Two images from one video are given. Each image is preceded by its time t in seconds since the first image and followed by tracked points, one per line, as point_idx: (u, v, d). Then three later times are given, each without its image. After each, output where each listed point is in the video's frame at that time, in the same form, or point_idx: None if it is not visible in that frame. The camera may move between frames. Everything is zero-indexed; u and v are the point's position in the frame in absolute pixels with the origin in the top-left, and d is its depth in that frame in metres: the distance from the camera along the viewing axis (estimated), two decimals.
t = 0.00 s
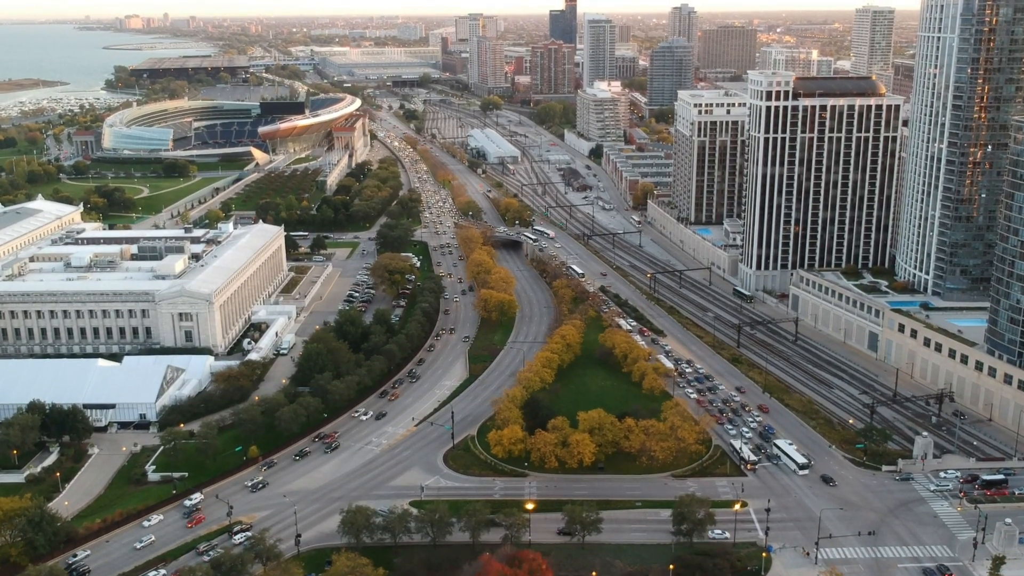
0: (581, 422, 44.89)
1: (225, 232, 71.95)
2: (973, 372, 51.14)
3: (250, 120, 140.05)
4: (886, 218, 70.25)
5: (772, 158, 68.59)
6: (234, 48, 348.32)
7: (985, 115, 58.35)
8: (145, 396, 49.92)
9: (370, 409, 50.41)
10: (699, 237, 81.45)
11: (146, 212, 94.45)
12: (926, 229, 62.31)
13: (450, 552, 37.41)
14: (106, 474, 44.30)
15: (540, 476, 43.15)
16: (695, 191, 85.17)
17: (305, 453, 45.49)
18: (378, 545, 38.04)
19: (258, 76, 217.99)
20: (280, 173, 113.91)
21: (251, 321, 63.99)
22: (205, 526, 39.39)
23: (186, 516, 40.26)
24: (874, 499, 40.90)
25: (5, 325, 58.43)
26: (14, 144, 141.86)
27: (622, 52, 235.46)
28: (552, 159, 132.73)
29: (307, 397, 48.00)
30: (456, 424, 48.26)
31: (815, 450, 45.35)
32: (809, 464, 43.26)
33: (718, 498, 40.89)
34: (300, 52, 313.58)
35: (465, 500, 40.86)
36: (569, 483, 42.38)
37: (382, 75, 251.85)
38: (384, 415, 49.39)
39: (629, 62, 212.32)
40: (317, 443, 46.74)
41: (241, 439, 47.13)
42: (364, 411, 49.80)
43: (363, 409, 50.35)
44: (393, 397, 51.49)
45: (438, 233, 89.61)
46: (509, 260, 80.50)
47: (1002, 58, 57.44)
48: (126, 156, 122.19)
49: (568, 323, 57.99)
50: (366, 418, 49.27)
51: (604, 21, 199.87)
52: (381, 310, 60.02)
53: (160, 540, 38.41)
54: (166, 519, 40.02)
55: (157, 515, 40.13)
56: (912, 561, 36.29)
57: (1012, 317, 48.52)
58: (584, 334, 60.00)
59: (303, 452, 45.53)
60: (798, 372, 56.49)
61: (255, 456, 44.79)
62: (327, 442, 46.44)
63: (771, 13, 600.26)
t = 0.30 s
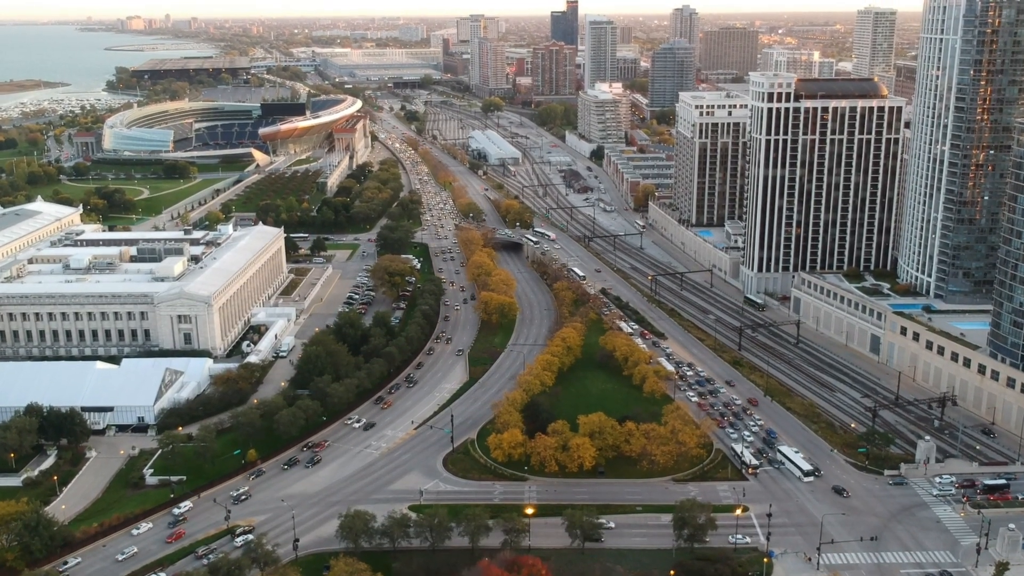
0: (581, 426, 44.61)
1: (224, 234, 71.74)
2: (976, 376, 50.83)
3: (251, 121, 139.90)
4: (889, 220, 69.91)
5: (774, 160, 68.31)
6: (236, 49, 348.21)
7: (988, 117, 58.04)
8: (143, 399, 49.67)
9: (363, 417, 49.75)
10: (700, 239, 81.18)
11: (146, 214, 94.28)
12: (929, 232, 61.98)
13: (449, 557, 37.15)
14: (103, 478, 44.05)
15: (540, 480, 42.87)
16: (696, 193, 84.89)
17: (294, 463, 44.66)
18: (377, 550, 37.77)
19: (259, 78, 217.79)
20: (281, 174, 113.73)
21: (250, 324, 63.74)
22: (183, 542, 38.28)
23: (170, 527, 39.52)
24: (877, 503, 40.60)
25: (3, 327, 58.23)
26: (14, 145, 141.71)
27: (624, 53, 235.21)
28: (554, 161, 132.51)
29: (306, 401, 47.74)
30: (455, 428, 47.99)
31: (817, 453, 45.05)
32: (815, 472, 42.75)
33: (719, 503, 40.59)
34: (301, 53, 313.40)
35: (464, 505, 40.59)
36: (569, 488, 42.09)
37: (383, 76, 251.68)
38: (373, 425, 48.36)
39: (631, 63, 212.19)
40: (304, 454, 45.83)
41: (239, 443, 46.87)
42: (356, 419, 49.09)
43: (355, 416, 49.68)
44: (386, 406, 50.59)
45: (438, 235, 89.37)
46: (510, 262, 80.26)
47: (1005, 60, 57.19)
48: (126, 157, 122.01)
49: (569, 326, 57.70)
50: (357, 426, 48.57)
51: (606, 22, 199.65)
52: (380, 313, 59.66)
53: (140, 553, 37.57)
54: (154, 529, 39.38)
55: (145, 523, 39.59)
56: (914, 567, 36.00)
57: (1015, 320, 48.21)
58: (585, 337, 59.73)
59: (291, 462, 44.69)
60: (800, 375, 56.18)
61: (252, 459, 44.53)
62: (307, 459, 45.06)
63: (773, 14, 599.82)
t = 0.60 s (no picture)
0: (581, 432, 44.31)
1: (224, 239, 71.54)
2: (979, 382, 50.51)
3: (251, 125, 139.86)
4: (890, 225, 69.62)
5: (775, 165, 68.05)
6: (237, 52, 348.99)
7: (990, 122, 57.78)
8: (141, 405, 49.41)
9: (355, 427, 48.97)
10: (701, 244, 80.94)
11: (146, 218, 94.14)
12: (931, 237, 61.69)
13: (448, 565, 36.82)
14: (100, 485, 43.74)
15: (540, 487, 42.56)
16: (697, 197, 84.65)
17: (283, 476, 43.81)
18: (375, 558, 37.47)
19: (260, 82, 217.84)
20: (281, 179, 113.61)
21: (249, 328, 63.50)
22: (159, 561, 37.14)
23: (154, 541, 38.73)
24: (879, 511, 40.28)
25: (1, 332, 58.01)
26: (15, 149, 141.65)
27: (625, 58, 235.20)
28: (554, 165, 132.40)
29: (305, 407, 47.46)
30: (455, 434, 47.68)
31: (818, 461, 44.73)
32: (820, 482, 42.15)
33: (720, 511, 40.27)
34: (302, 58, 313.82)
35: (463, 512, 40.29)
36: (569, 495, 41.77)
37: (384, 81, 251.84)
38: (358, 440, 47.23)
39: (631, 67, 212.33)
40: (292, 468, 44.88)
41: (237, 449, 46.56)
42: (348, 430, 48.25)
43: (347, 426, 48.94)
44: (377, 417, 49.67)
45: (439, 239, 89.14)
46: (510, 267, 80.04)
47: (1007, 65, 56.96)
48: (126, 161, 121.90)
49: (569, 331, 57.41)
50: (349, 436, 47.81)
51: (607, 27, 199.63)
52: (379, 318, 59.34)
53: (119, 569, 36.72)
54: (141, 540, 38.85)
55: (133, 534, 38.98)
56: None
57: (1018, 326, 47.90)
58: (585, 342, 59.45)
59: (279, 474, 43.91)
60: (801, 381, 55.89)
61: (251, 465, 44.31)
62: (289, 476, 43.80)
63: (774, 19, 600.08)
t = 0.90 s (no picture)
0: (581, 439, 44.04)
1: (223, 243, 71.32)
2: (981, 389, 50.22)
3: (251, 130, 139.82)
4: (892, 230, 69.36)
5: (776, 169, 67.80)
6: (237, 56, 349.29)
7: (992, 126, 57.55)
8: (138, 410, 49.17)
9: (346, 438, 48.22)
10: (702, 249, 80.69)
11: (145, 222, 94.00)
12: (932, 242, 61.43)
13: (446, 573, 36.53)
14: (97, 491, 43.47)
15: (540, 494, 42.25)
16: (697, 202, 84.42)
17: (269, 488, 42.98)
18: (373, 566, 37.18)
19: (260, 85, 217.90)
20: (281, 183, 113.56)
21: (248, 333, 63.29)
22: None
23: (138, 554, 38.02)
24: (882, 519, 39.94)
25: None
26: (15, 152, 141.62)
27: (625, 62, 235.21)
28: (555, 170, 132.28)
29: (303, 413, 47.19)
30: (454, 440, 47.39)
31: (819, 467, 44.46)
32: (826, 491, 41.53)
33: (721, 518, 39.96)
34: (302, 61, 314.15)
35: (461, 519, 40.00)
36: (569, 502, 41.48)
37: (385, 85, 251.93)
38: (341, 455, 46.04)
39: (632, 72, 212.54)
40: (287, 476, 44.42)
41: (234, 455, 46.29)
42: (339, 441, 47.51)
43: (339, 437, 48.22)
44: (369, 429, 48.82)
45: (439, 244, 88.94)
46: (510, 272, 79.84)
47: (1009, 69, 56.73)
48: (126, 165, 121.77)
49: (569, 337, 57.10)
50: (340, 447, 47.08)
51: (607, 31, 199.71)
52: (378, 323, 58.99)
53: None
54: (129, 551, 38.24)
55: (122, 545, 38.43)
56: None
57: (1020, 332, 47.61)
58: (585, 347, 59.19)
59: (267, 485, 43.20)
60: (802, 387, 55.61)
61: (250, 472, 44.04)
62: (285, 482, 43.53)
63: (775, 23, 600.88)
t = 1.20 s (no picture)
0: (581, 445, 43.76)
1: (221, 247, 71.09)
2: (983, 394, 49.94)
3: (251, 133, 139.70)
4: (893, 234, 69.12)
5: (777, 174, 67.56)
6: (238, 59, 349.70)
7: (993, 131, 57.30)
8: (136, 416, 48.89)
9: (336, 448, 47.37)
10: (702, 253, 80.46)
11: (145, 226, 93.79)
12: (934, 246, 61.15)
13: None
14: (93, 497, 43.17)
15: (539, 501, 41.95)
16: (698, 206, 84.18)
17: (266, 494, 42.70)
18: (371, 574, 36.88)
19: (261, 89, 217.87)
20: (281, 186, 113.32)
21: (246, 338, 63.02)
22: None
23: (122, 567, 37.29)
24: (885, 526, 39.61)
25: None
26: (15, 155, 141.45)
27: (626, 66, 235.11)
28: (555, 174, 132.03)
29: (301, 418, 46.90)
30: (452, 446, 47.09)
31: (821, 474, 44.17)
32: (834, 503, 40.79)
33: (722, 525, 39.64)
34: (302, 65, 314.42)
35: (460, 526, 39.70)
36: (569, 509, 41.17)
37: (386, 88, 251.86)
38: (322, 472, 44.76)
39: (632, 76, 212.37)
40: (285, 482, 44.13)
41: (232, 461, 46.01)
42: (329, 452, 46.72)
43: (329, 448, 47.38)
44: (359, 440, 47.94)
45: (439, 248, 88.70)
46: (510, 276, 79.61)
47: (1011, 73, 56.44)
48: (126, 168, 121.57)
49: (569, 342, 56.85)
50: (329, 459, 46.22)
51: (607, 35, 199.72)
52: (376, 328, 58.65)
53: None
54: (116, 562, 37.62)
55: (110, 556, 37.86)
56: None
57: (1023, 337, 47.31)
58: (585, 352, 58.92)
59: (253, 498, 42.32)
60: (804, 392, 55.32)
61: (247, 478, 43.78)
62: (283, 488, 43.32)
63: (775, 26, 601.31)
